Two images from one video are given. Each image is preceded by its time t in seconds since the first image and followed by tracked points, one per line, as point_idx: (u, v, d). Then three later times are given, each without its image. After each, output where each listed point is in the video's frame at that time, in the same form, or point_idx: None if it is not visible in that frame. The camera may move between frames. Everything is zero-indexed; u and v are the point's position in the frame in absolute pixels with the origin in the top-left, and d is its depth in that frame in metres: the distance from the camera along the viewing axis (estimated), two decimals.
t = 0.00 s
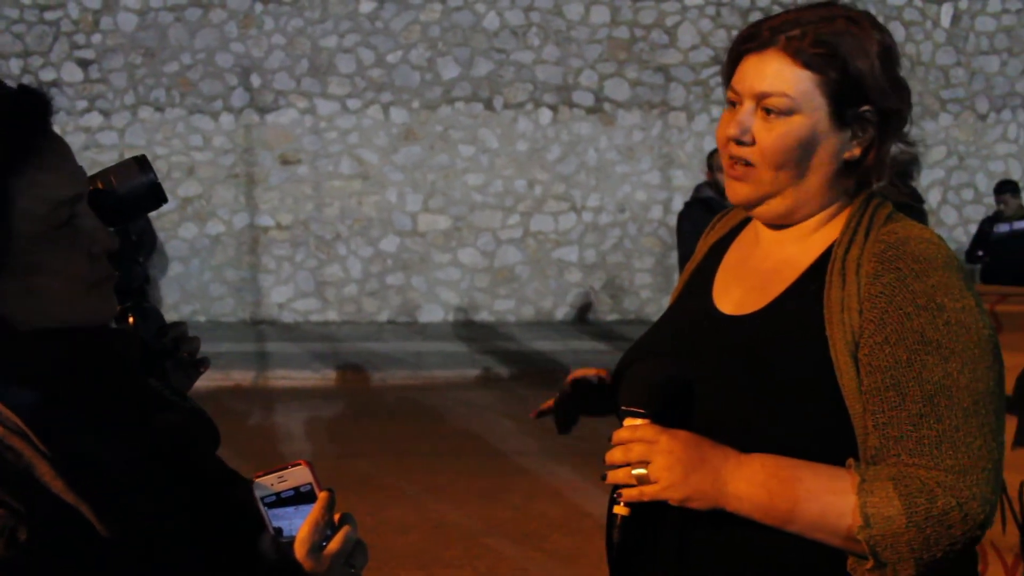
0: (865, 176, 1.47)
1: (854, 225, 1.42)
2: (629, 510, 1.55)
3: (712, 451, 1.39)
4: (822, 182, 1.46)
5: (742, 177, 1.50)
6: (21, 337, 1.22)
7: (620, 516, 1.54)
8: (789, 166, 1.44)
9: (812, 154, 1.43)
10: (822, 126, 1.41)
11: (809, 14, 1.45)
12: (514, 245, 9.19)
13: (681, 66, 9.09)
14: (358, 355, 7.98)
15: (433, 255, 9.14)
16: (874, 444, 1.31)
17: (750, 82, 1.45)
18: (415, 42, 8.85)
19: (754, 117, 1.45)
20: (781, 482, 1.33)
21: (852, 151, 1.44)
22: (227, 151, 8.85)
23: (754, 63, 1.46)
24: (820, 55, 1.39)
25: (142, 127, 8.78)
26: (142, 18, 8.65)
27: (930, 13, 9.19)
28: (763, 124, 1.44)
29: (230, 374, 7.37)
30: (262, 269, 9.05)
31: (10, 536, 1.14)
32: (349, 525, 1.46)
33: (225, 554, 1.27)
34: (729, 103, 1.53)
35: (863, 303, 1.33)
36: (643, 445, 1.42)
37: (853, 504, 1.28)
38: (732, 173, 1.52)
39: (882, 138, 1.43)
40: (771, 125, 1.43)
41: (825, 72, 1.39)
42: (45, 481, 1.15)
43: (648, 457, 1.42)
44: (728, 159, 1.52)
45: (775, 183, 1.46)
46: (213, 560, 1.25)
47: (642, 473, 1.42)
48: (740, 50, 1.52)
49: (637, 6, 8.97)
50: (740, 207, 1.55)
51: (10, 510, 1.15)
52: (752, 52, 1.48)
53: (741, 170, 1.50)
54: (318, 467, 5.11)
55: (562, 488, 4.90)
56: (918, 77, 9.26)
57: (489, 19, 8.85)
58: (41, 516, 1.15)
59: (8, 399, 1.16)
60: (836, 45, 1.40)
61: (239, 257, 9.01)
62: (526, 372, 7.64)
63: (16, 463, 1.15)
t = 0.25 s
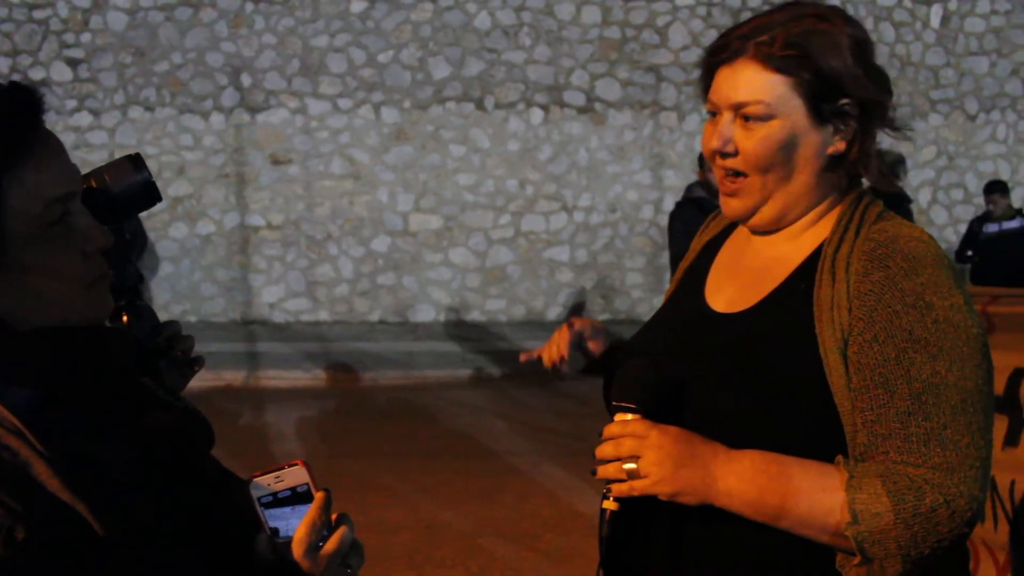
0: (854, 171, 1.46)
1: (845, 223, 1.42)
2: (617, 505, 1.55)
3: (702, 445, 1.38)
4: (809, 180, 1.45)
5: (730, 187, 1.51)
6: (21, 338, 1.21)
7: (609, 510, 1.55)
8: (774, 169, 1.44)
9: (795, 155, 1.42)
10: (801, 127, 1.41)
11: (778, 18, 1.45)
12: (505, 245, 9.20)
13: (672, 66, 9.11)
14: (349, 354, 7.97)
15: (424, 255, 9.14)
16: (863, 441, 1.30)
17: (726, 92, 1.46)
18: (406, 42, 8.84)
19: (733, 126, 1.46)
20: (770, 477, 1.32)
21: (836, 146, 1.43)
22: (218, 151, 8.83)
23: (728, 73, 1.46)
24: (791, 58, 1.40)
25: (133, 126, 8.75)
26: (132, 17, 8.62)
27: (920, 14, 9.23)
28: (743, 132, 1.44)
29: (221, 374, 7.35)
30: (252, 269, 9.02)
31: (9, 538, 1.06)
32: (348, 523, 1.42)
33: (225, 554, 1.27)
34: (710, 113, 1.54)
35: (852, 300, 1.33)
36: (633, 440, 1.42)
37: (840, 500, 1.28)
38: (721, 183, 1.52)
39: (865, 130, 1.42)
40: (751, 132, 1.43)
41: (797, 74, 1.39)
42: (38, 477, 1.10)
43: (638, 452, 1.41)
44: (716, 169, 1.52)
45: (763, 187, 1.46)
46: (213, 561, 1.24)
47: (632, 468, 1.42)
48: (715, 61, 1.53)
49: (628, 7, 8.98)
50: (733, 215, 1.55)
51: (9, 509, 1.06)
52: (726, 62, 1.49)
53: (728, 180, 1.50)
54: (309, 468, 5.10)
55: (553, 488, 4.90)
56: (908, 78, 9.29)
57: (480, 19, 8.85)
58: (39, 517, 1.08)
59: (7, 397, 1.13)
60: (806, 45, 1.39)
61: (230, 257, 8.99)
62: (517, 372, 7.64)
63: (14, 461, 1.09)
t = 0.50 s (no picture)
0: (841, 165, 1.44)
1: (840, 224, 1.42)
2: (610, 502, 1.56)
3: (695, 442, 1.39)
4: (796, 183, 1.44)
5: (722, 206, 1.51)
6: (21, 337, 1.21)
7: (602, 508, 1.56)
8: (760, 182, 1.44)
9: (777, 164, 1.42)
10: (777, 136, 1.40)
11: (733, 33, 1.45)
12: (495, 245, 9.19)
13: (662, 65, 9.13)
14: (339, 355, 7.95)
15: (414, 255, 9.12)
16: (856, 441, 1.31)
17: (698, 118, 1.46)
18: (396, 41, 8.83)
19: (711, 149, 1.46)
20: (765, 475, 1.31)
21: (816, 145, 1.42)
22: (207, 151, 8.80)
23: (696, 101, 1.46)
24: (750, 72, 1.38)
25: (121, 126, 8.71)
26: (120, 16, 8.58)
27: (908, 14, 9.28)
28: (721, 153, 1.44)
29: (210, 374, 7.32)
30: (241, 269, 8.99)
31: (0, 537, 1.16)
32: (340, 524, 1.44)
33: (223, 554, 1.27)
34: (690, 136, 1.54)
35: (846, 300, 1.33)
36: (626, 437, 1.43)
37: (830, 499, 1.27)
38: (714, 204, 1.53)
39: (846, 123, 1.41)
40: (729, 152, 1.43)
41: (760, 86, 1.39)
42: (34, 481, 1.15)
43: (631, 449, 1.42)
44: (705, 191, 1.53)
45: (754, 200, 1.46)
46: (209, 561, 1.25)
47: (625, 465, 1.42)
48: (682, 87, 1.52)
49: (618, 6, 8.99)
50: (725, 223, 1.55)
51: None
52: (692, 88, 1.49)
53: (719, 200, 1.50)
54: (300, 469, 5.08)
55: (544, 487, 4.90)
56: (897, 78, 9.34)
57: (470, 18, 8.84)
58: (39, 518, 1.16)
59: None
60: (764, 57, 1.38)
61: (219, 257, 8.95)
62: (507, 372, 7.64)
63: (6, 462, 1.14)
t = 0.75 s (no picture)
0: (822, 145, 1.45)
1: (828, 222, 1.43)
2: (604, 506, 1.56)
3: (687, 446, 1.39)
4: (770, 160, 1.45)
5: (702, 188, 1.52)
6: (16, 336, 1.19)
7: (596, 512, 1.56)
8: (730, 155, 1.45)
9: (745, 136, 1.44)
10: (745, 109, 1.43)
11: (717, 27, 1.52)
12: (481, 244, 9.19)
13: (649, 65, 9.16)
14: (325, 354, 7.93)
15: (400, 254, 9.11)
16: (848, 439, 1.31)
17: (678, 100, 1.52)
18: (382, 40, 8.82)
19: (688, 126, 1.50)
20: (758, 478, 1.32)
21: (788, 122, 1.43)
22: (193, 150, 8.75)
23: (678, 84, 1.53)
24: (723, 54, 1.45)
25: (106, 124, 8.65)
26: (105, 13, 8.53)
27: (893, 15, 9.34)
28: (695, 129, 1.49)
29: (196, 374, 7.29)
30: (227, 268, 8.95)
31: None
32: (332, 524, 1.40)
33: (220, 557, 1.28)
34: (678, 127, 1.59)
35: (835, 297, 1.35)
36: (619, 443, 1.43)
37: (825, 498, 1.29)
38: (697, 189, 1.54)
39: (823, 103, 1.42)
40: (701, 125, 1.47)
41: (733, 62, 1.44)
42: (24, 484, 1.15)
43: (624, 454, 1.42)
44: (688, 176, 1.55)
45: (726, 177, 1.47)
46: (208, 561, 1.27)
47: (618, 470, 1.42)
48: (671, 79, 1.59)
49: (605, 6, 9.01)
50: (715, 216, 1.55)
51: None
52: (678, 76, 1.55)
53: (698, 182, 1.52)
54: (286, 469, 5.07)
55: (531, 487, 4.91)
56: (882, 78, 9.40)
57: (457, 18, 8.84)
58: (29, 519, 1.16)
59: None
60: (738, 38, 1.44)
61: (205, 256, 8.91)
62: (493, 371, 7.65)
63: None
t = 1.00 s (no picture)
0: (806, 156, 1.47)
1: (812, 219, 1.45)
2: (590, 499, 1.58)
3: (675, 437, 1.40)
4: (753, 156, 1.48)
5: (686, 170, 1.56)
6: None
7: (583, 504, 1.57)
8: (710, 141, 1.49)
9: (727, 126, 1.47)
10: (733, 100, 1.47)
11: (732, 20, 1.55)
12: (466, 244, 9.18)
13: (634, 66, 9.19)
14: (310, 354, 7.90)
15: (385, 254, 9.10)
16: (832, 432, 1.32)
17: (679, 82, 1.56)
18: (368, 39, 8.81)
19: (679, 107, 1.54)
20: (741, 468, 1.33)
21: (773, 122, 1.45)
22: (177, 148, 8.70)
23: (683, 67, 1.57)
24: (727, 42, 1.49)
25: (89, 123, 8.59)
26: (88, 11, 8.47)
27: (877, 17, 9.41)
28: (685, 111, 1.53)
29: (180, 374, 7.25)
30: (211, 268, 8.90)
31: None
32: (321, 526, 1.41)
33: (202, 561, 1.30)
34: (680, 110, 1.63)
35: (818, 291, 1.36)
36: (607, 434, 1.44)
37: (809, 490, 1.29)
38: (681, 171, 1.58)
39: (813, 108, 1.43)
40: (690, 108, 1.51)
41: (731, 52, 1.48)
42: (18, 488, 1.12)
43: (611, 445, 1.43)
44: (678, 157, 1.59)
45: (706, 164, 1.51)
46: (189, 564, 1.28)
47: (606, 461, 1.43)
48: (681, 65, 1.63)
49: (590, 7, 9.03)
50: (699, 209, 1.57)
51: None
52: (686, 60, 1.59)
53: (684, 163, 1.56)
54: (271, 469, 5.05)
55: (517, 486, 4.91)
56: (865, 80, 9.47)
57: (443, 18, 8.84)
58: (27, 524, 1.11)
59: None
60: (744, 31, 1.48)
61: (189, 256, 8.86)
62: (479, 371, 7.65)
63: None
